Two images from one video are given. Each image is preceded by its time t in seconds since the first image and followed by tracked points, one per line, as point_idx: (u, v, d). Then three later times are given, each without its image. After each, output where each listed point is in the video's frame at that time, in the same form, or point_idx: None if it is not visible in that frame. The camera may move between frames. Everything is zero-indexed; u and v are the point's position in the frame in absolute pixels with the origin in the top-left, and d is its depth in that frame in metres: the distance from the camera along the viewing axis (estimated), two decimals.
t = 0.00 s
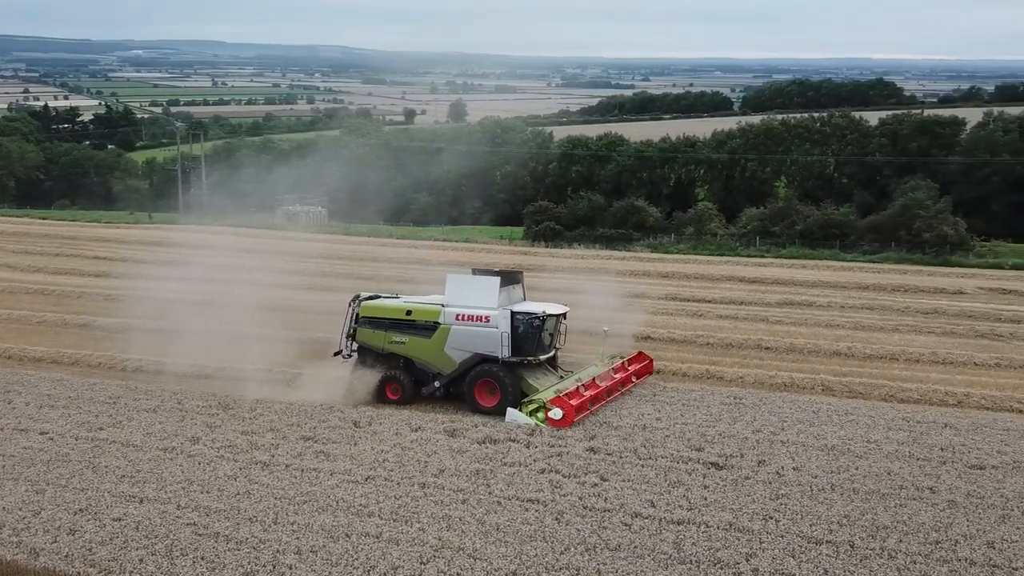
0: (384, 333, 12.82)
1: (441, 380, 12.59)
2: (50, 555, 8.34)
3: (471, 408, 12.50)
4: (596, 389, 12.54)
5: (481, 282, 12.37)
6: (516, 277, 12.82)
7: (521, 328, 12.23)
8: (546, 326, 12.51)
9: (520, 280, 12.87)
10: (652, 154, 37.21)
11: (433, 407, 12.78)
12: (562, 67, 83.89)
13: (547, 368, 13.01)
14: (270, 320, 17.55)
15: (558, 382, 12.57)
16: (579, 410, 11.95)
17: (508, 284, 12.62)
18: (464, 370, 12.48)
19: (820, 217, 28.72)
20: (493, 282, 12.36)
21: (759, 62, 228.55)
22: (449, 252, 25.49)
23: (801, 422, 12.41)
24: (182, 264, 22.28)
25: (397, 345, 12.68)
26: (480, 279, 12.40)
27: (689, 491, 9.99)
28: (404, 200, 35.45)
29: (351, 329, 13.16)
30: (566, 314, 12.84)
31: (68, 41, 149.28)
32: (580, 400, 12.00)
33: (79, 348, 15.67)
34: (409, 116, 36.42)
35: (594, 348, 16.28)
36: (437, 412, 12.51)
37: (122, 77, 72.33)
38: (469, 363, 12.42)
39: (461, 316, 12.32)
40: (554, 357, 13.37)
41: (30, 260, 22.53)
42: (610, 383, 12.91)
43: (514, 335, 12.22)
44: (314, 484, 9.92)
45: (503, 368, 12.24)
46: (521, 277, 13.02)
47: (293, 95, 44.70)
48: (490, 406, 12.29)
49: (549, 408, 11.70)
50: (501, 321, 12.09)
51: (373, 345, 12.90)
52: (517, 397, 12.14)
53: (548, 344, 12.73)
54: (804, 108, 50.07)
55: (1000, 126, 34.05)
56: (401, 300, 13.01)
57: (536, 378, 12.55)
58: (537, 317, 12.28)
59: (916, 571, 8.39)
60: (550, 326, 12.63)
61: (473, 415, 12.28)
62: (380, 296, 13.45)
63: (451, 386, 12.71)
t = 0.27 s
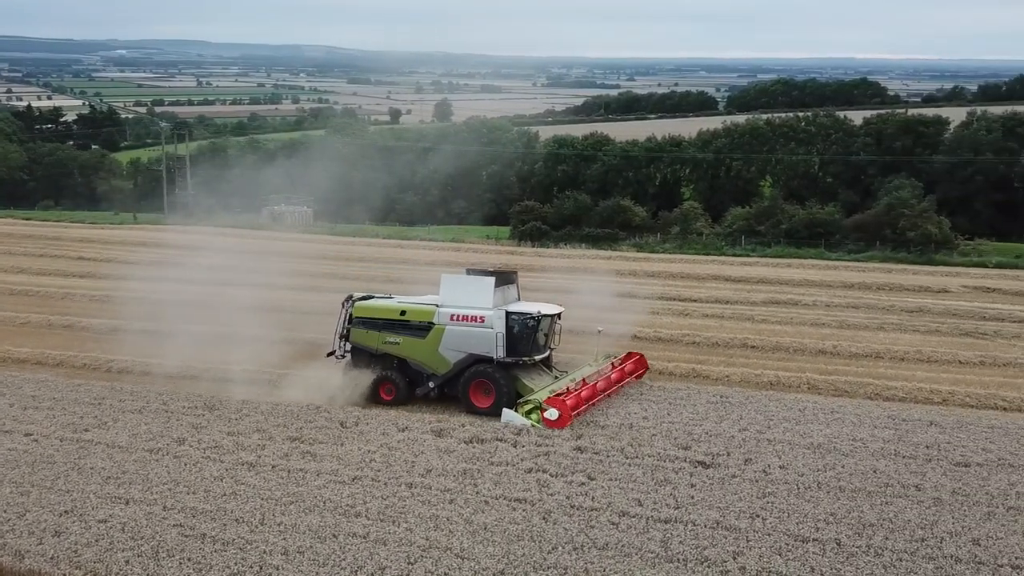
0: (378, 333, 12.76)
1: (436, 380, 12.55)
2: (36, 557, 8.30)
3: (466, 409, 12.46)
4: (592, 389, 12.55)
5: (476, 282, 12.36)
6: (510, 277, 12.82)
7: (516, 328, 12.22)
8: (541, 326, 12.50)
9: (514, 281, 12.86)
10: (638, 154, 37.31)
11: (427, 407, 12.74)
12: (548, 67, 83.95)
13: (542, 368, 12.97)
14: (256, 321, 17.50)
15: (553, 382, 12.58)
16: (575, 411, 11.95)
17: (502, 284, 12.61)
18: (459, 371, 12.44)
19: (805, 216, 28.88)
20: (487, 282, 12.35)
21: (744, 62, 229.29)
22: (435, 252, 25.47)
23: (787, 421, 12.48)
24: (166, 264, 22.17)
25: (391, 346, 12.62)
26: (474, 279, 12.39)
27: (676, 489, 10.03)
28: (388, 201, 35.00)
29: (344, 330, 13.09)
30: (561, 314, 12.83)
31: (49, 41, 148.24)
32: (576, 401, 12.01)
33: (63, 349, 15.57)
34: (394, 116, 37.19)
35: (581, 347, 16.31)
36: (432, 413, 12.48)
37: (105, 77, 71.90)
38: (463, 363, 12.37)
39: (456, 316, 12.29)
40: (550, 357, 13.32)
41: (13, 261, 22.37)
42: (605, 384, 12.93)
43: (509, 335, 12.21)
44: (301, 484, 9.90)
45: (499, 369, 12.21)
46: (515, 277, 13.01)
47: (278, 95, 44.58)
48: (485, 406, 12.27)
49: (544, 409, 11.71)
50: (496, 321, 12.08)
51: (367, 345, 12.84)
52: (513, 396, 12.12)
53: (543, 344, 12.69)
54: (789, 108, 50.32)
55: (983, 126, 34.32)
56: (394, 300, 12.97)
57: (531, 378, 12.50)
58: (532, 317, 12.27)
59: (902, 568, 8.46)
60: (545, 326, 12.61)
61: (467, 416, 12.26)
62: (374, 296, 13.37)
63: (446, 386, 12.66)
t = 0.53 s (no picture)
0: (371, 334, 12.70)
1: (430, 381, 12.48)
2: (18, 560, 8.24)
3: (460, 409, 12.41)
4: (587, 389, 12.54)
5: (470, 283, 12.31)
6: (503, 277, 12.77)
7: (511, 328, 12.17)
8: (536, 326, 12.45)
9: (507, 281, 12.83)
10: (622, 153, 37.39)
11: (421, 408, 12.68)
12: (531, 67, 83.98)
13: (536, 368, 12.92)
14: (240, 321, 17.43)
15: (548, 382, 12.55)
16: (570, 411, 11.93)
17: (496, 284, 12.55)
18: (453, 372, 12.37)
19: (788, 216, 29.04)
20: (481, 282, 12.31)
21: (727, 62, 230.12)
22: (420, 252, 25.43)
23: (771, 419, 12.54)
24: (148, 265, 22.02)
25: (384, 347, 12.56)
26: (468, 279, 12.34)
27: (660, 488, 10.07)
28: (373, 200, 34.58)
29: (336, 330, 13.00)
30: (555, 314, 12.78)
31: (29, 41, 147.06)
32: (571, 401, 11.98)
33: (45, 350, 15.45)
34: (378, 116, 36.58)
35: (566, 347, 16.33)
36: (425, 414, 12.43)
37: (86, 77, 71.41)
38: (457, 363, 12.30)
39: (450, 316, 12.23)
40: (543, 356, 13.28)
41: None
42: (600, 384, 12.92)
43: (503, 335, 12.16)
44: (285, 485, 9.86)
45: (493, 369, 12.17)
46: (509, 277, 12.97)
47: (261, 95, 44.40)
48: (479, 407, 12.22)
49: (540, 410, 11.69)
50: (490, 321, 12.04)
51: (360, 346, 12.77)
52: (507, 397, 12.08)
53: (537, 344, 12.63)
54: (772, 108, 50.56)
55: (964, 126, 34.59)
56: (387, 300, 12.89)
57: (525, 378, 12.44)
58: (527, 317, 12.21)
59: (887, 565, 8.52)
60: (539, 326, 12.56)
61: (461, 416, 12.22)
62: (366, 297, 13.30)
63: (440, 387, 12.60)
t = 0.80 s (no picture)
0: (364, 335, 12.67)
1: (423, 382, 12.47)
2: None
3: (454, 410, 12.38)
4: (581, 389, 12.51)
5: (464, 283, 12.28)
6: (497, 277, 12.75)
7: (505, 328, 12.14)
8: (530, 326, 12.41)
9: (501, 281, 12.80)
10: (605, 153, 37.47)
11: (414, 408, 12.67)
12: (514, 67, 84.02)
13: (530, 368, 12.90)
14: (224, 321, 17.36)
15: (542, 382, 12.51)
16: (566, 410, 11.88)
17: (490, 284, 12.52)
18: (446, 372, 12.36)
19: (771, 215, 29.22)
20: (475, 282, 12.29)
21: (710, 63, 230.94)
22: (403, 252, 25.39)
23: (754, 417, 12.62)
24: (130, 266, 21.88)
25: (377, 347, 12.53)
26: (462, 279, 12.32)
27: (645, 486, 10.12)
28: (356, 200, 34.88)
29: (328, 330, 12.99)
30: (549, 313, 12.74)
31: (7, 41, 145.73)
32: (566, 400, 11.94)
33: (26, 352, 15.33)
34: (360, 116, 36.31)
35: (551, 346, 16.35)
36: (419, 414, 12.40)
37: (65, 78, 70.82)
38: (451, 363, 12.28)
39: (443, 316, 12.21)
40: (537, 356, 13.28)
41: None
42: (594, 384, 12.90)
43: (497, 335, 12.13)
44: (269, 486, 9.84)
45: (487, 369, 12.16)
46: (502, 276, 12.94)
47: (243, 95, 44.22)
48: (473, 407, 12.20)
49: (535, 409, 11.64)
50: (484, 321, 12.02)
51: (352, 346, 12.74)
52: (502, 397, 12.06)
53: (531, 343, 12.59)
54: (754, 107, 50.81)
55: (945, 125, 34.88)
56: (379, 300, 12.87)
57: (519, 378, 12.43)
58: (521, 317, 12.18)
59: (870, 562, 8.59)
60: (533, 326, 12.52)
61: (455, 416, 12.20)
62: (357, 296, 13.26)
63: (433, 387, 12.58)
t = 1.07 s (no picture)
0: (357, 335, 12.60)
1: (417, 382, 12.41)
2: None
3: (449, 410, 12.34)
4: (576, 388, 12.52)
5: (458, 283, 12.22)
6: (491, 277, 12.71)
7: (499, 328, 12.09)
8: (524, 326, 12.37)
9: (495, 280, 12.76)
10: (590, 153, 37.53)
11: (409, 409, 12.63)
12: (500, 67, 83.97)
13: (524, 368, 12.87)
14: (209, 320, 17.28)
15: (537, 382, 12.51)
16: (561, 410, 11.89)
17: (484, 284, 12.48)
18: (440, 372, 12.30)
19: (756, 214, 29.36)
20: (470, 282, 12.22)
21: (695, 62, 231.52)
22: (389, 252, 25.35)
23: (740, 415, 12.66)
24: (114, 266, 21.76)
25: (371, 347, 12.47)
26: (456, 279, 12.25)
27: (632, 484, 10.13)
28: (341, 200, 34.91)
29: (321, 331, 12.89)
30: (543, 313, 12.71)
31: None
32: (561, 400, 11.94)
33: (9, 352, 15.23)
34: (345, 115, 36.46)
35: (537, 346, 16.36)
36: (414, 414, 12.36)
37: (48, 77, 70.33)
38: (445, 363, 12.23)
39: (437, 316, 12.14)
40: (531, 356, 13.27)
41: None
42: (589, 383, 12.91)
43: (491, 335, 12.09)
44: (255, 486, 9.80)
45: (482, 369, 12.08)
46: (496, 276, 12.90)
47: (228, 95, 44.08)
48: (468, 408, 12.14)
49: (531, 409, 11.64)
50: (479, 321, 11.96)
51: (345, 347, 12.67)
52: (496, 397, 12.00)
53: (525, 343, 12.56)
54: (738, 107, 51.02)
55: (928, 125, 35.10)
56: (373, 300, 12.80)
57: (514, 378, 12.39)
58: (516, 316, 12.14)
59: (856, 559, 8.64)
60: (528, 325, 12.49)
61: (450, 417, 12.15)
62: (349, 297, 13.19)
63: (427, 387, 12.53)
